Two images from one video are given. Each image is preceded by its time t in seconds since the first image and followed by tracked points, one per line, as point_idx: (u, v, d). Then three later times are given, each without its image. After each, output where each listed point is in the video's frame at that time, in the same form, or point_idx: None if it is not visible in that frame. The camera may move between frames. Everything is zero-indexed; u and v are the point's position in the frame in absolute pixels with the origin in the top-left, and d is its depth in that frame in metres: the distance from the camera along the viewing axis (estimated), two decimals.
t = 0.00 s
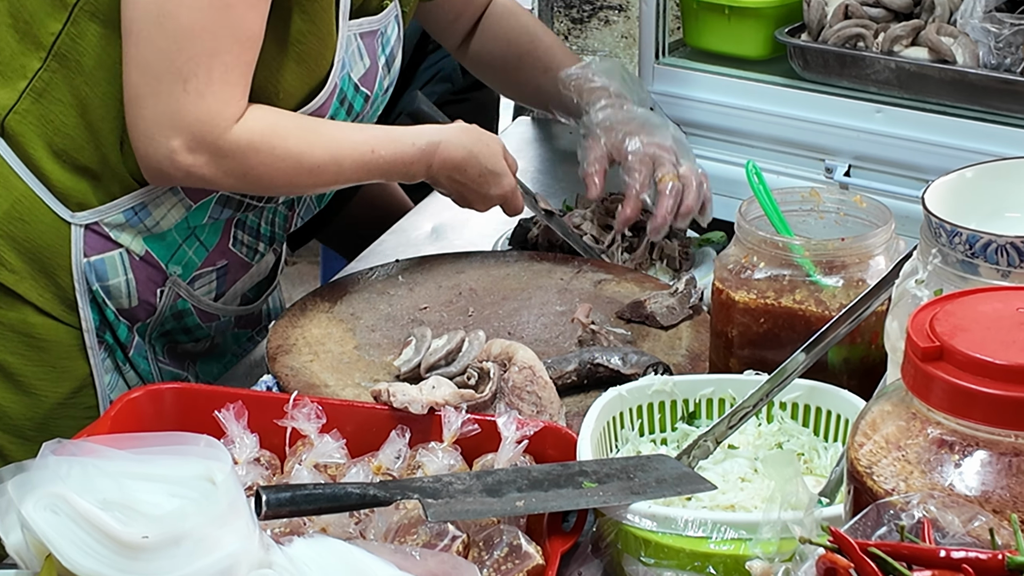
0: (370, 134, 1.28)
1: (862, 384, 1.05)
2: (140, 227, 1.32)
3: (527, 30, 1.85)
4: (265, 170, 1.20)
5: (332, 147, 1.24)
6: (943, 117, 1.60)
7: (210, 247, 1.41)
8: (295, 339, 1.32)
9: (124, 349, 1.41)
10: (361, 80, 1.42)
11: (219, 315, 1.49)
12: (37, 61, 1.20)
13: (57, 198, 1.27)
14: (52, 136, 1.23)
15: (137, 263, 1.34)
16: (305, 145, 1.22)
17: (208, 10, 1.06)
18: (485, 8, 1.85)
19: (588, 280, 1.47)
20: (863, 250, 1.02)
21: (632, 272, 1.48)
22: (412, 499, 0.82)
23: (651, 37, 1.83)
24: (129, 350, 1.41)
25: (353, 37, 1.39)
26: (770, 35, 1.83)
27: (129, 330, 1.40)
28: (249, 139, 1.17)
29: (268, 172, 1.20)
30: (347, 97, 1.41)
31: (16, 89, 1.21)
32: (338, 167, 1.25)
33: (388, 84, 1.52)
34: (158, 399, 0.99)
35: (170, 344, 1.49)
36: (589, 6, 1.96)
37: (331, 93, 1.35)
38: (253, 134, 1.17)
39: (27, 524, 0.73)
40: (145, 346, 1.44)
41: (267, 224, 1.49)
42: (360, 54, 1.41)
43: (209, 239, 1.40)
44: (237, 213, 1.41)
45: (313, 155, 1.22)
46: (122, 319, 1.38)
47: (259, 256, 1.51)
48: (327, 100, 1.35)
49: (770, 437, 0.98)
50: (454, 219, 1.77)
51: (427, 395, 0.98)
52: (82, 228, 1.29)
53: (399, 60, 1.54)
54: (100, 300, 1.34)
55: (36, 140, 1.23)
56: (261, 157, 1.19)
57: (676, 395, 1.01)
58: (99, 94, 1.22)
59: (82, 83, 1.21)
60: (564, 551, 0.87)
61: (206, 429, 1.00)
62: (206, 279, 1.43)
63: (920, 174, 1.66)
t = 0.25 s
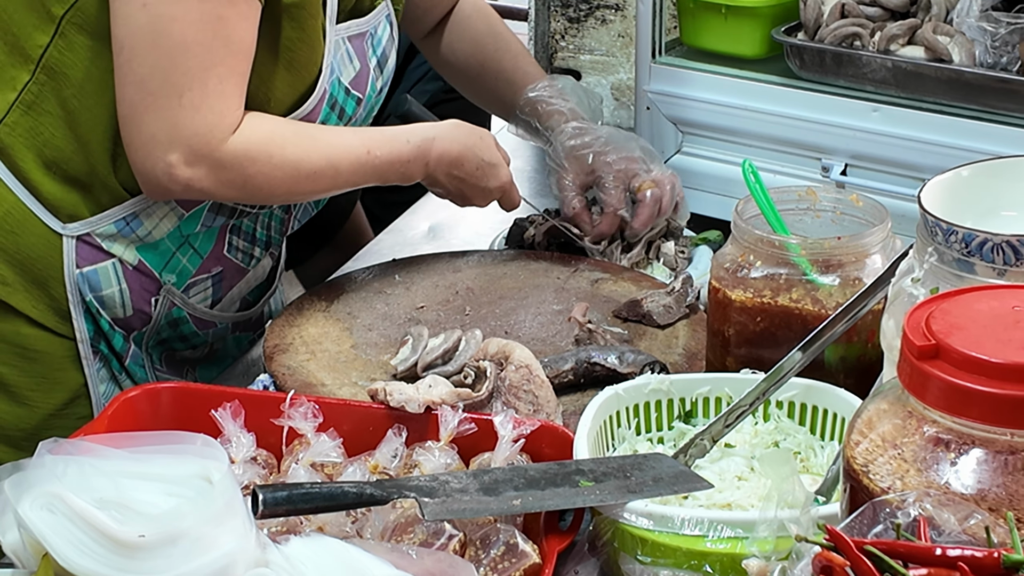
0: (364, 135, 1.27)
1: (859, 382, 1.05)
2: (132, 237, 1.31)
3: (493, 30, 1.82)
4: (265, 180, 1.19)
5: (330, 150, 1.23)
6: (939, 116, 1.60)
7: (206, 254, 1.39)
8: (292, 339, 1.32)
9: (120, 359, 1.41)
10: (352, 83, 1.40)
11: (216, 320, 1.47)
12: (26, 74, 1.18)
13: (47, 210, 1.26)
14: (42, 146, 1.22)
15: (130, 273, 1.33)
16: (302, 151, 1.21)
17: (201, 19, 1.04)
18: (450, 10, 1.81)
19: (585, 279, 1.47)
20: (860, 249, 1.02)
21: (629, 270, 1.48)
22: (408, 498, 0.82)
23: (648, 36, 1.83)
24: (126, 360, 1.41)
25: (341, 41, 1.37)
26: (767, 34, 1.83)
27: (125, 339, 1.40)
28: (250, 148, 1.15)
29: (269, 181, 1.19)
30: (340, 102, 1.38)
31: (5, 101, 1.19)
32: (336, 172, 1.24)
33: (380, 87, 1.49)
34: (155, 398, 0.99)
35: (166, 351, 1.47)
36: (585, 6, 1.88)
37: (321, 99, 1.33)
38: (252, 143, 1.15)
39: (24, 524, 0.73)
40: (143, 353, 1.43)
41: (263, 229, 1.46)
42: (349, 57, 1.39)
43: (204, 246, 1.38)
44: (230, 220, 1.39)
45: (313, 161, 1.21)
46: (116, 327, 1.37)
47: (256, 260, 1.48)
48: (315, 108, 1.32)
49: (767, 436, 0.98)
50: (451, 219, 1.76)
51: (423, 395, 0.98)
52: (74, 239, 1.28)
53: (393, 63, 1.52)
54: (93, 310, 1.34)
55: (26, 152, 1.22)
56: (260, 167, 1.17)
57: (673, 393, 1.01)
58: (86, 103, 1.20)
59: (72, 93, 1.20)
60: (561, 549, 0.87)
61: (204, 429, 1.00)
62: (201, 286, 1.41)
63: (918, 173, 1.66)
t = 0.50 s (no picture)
0: (337, 136, 1.26)
1: (854, 381, 1.05)
2: (120, 247, 1.31)
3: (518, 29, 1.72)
4: (243, 183, 1.18)
5: (306, 152, 1.22)
6: (934, 115, 1.60)
7: (194, 262, 1.39)
8: (288, 338, 1.32)
9: (111, 371, 1.40)
10: (334, 84, 1.40)
11: (206, 328, 1.46)
12: (7, 86, 1.19)
13: (33, 222, 1.26)
14: (24, 158, 1.23)
15: (119, 284, 1.33)
16: (279, 153, 1.20)
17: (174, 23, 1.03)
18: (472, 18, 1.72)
19: (581, 278, 1.47)
20: (856, 248, 1.02)
21: (625, 269, 1.49)
22: (404, 497, 0.82)
23: (644, 35, 1.83)
24: (116, 371, 1.40)
25: (322, 42, 1.36)
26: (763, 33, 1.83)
27: (115, 351, 1.39)
28: (227, 149, 1.14)
29: (245, 186, 1.18)
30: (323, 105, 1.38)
31: None
32: (314, 173, 1.22)
33: (365, 85, 1.48)
34: (151, 397, 0.99)
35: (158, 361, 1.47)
36: (584, 5, 1.93)
37: (304, 102, 1.32)
38: (228, 145, 1.14)
39: (19, 523, 0.73)
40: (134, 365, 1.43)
41: (251, 236, 1.46)
42: (329, 58, 1.38)
43: (192, 254, 1.38)
44: (217, 227, 1.39)
45: (290, 163, 1.20)
46: (107, 340, 1.37)
47: (245, 267, 1.48)
48: (299, 110, 1.32)
49: (762, 435, 0.98)
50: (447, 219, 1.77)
51: (421, 395, 0.99)
52: (61, 251, 1.28)
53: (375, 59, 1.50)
54: (83, 322, 1.33)
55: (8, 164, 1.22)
56: (237, 171, 1.16)
57: (669, 392, 1.01)
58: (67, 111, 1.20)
59: (51, 101, 1.20)
60: (557, 548, 0.87)
61: (200, 429, 1.00)
62: (190, 295, 1.41)
63: (913, 172, 1.66)
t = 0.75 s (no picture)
0: (279, 156, 1.26)
1: (853, 379, 1.05)
2: (108, 253, 1.33)
3: (534, 68, 1.76)
4: (171, 188, 1.17)
5: (240, 161, 1.21)
6: (932, 114, 1.60)
7: (183, 269, 1.41)
8: (286, 337, 1.32)
9: (99, 377, 1.42)
10: (321, 86, 1.40)
11: (196, 335, 1.48)
12: None
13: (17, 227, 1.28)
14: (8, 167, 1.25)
15: (107, 290, 1.35)
16: (211, 160, 1.19)
17: (117, 16, 1.02)
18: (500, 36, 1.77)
19: (579, 277, 1.47)
20: (853, 246, 1.02)
21: (623, 269, 1.49)
22: (403, 495, 0.83)
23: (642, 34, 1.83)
24: (105, 378, 1.43)
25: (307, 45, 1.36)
26: (760, 32, 1.83)
27: (103, 357, 1.41)
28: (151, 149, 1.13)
29: (173, 190, 1.17)
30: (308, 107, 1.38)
31: None
32: (249, 188, 1.21)
33: (352, 89, 1.49)
34: (149, 396, 0.99)
35: (149, 368, 1.48)
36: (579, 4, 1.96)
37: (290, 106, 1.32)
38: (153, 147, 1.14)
39: (18, 523, 0.73)
40: (123, 372, 1.44)
41: (241, 242, 1.48)
42: (316, 59, 1.38)
43: (181, 261, 1.40)
44: (206, 235, 1.41)
45: (224, 173, 1.19)
46: (94, 346, 1.39)
47: (234, 274, 1.50)
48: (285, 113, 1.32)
49: (760, 434, 0.98)
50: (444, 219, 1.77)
51: (418, 393, 0.99)
52: (47, 258, 1.30)
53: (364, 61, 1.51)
54: (70, 329, 1.35)
55: None
56: (164, 175, 1.16)
57: (667, 391, 1.01)
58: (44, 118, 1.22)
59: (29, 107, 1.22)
60: (555, 546, 0.87)
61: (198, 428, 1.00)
62: (179, 302, 1.43)
63: (912, 171, 1.66)
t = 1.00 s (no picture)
0: (249, 163, 1.22)
1: (851, 378, 1.05)
2: (109, 257, 1.31)
3: (531, 57, 1.71)
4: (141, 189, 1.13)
5: (214, 165, 1.17)
6: (930, 113, 1.60)
7: (185, 274, 1.39)
8: (284, 337, 1.32)
9: (100, 383, 1.42)
10: (320, 86, 1.39)
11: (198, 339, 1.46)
12: None
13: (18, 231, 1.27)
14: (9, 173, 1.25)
15: (108, 295, 1.34)
16: (182, 162, 1.15)
17: (95, 11, 0.99)
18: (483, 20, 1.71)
19: (578, 276, 1.47)
20: (852, 245, 1.03)
21: (622, 268, 1.49)
22: (403, 494, 0.83)
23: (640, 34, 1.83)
24: (105, 383, 1.42)
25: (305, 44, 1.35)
26: (758, 31, 1.83)
27: (105, 362, 1.40)
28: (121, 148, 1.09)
29: (141, 190, 1.13)
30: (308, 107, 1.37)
31: None
32: (220, 193, 1.17)
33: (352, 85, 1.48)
34: (148, 395, 0.99)
35: (149, 373, 1.46)
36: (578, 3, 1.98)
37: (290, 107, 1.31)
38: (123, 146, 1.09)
39: (18, 521, 0.73)
40: (125, 376, 1.43)
41: (243, 246, 1.46)
42: (315, 59, 1.37)
43: (183, 266, 1.38)
44: (207, 239, 1.39)
45: (194, 174, 1.15)
46: (95, 352, 1.38)
47: (236, 278, 1.48)
48: (285, 114, 1.30)
49: (759, 432, 0.98)
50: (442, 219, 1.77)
51: (417, 392, 0.99)
52: (48, 261, 1.29)
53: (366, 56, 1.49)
54: (71, 334, 1.35)
55: None
56: (134, 174, 1.12)
57: (666, 389, 1.01)
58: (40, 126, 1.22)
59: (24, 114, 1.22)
60: (554, 545, 0.87)
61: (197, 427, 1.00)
62: (180, 306, 1.41)
63: (910, 170, 1.66)
